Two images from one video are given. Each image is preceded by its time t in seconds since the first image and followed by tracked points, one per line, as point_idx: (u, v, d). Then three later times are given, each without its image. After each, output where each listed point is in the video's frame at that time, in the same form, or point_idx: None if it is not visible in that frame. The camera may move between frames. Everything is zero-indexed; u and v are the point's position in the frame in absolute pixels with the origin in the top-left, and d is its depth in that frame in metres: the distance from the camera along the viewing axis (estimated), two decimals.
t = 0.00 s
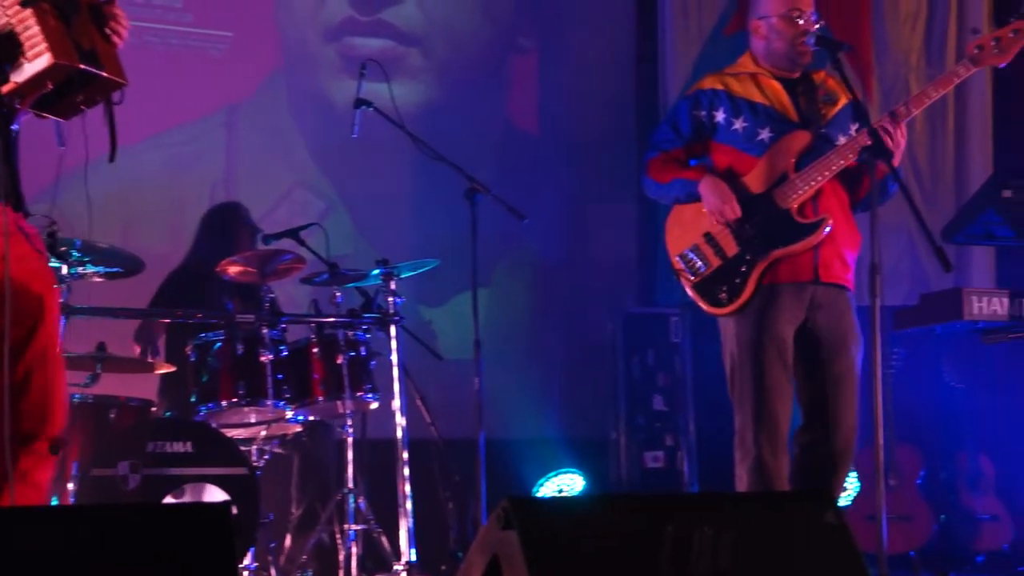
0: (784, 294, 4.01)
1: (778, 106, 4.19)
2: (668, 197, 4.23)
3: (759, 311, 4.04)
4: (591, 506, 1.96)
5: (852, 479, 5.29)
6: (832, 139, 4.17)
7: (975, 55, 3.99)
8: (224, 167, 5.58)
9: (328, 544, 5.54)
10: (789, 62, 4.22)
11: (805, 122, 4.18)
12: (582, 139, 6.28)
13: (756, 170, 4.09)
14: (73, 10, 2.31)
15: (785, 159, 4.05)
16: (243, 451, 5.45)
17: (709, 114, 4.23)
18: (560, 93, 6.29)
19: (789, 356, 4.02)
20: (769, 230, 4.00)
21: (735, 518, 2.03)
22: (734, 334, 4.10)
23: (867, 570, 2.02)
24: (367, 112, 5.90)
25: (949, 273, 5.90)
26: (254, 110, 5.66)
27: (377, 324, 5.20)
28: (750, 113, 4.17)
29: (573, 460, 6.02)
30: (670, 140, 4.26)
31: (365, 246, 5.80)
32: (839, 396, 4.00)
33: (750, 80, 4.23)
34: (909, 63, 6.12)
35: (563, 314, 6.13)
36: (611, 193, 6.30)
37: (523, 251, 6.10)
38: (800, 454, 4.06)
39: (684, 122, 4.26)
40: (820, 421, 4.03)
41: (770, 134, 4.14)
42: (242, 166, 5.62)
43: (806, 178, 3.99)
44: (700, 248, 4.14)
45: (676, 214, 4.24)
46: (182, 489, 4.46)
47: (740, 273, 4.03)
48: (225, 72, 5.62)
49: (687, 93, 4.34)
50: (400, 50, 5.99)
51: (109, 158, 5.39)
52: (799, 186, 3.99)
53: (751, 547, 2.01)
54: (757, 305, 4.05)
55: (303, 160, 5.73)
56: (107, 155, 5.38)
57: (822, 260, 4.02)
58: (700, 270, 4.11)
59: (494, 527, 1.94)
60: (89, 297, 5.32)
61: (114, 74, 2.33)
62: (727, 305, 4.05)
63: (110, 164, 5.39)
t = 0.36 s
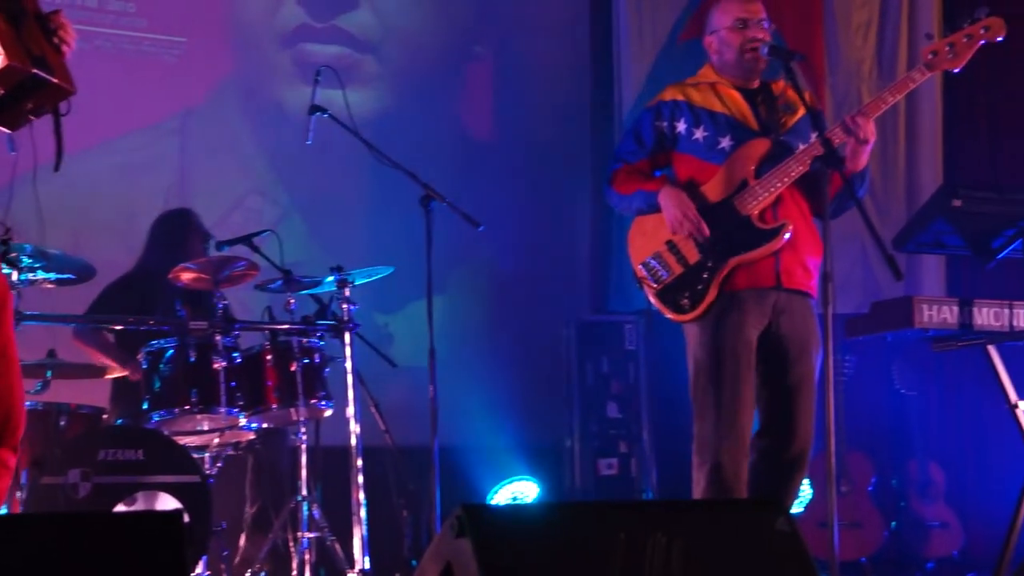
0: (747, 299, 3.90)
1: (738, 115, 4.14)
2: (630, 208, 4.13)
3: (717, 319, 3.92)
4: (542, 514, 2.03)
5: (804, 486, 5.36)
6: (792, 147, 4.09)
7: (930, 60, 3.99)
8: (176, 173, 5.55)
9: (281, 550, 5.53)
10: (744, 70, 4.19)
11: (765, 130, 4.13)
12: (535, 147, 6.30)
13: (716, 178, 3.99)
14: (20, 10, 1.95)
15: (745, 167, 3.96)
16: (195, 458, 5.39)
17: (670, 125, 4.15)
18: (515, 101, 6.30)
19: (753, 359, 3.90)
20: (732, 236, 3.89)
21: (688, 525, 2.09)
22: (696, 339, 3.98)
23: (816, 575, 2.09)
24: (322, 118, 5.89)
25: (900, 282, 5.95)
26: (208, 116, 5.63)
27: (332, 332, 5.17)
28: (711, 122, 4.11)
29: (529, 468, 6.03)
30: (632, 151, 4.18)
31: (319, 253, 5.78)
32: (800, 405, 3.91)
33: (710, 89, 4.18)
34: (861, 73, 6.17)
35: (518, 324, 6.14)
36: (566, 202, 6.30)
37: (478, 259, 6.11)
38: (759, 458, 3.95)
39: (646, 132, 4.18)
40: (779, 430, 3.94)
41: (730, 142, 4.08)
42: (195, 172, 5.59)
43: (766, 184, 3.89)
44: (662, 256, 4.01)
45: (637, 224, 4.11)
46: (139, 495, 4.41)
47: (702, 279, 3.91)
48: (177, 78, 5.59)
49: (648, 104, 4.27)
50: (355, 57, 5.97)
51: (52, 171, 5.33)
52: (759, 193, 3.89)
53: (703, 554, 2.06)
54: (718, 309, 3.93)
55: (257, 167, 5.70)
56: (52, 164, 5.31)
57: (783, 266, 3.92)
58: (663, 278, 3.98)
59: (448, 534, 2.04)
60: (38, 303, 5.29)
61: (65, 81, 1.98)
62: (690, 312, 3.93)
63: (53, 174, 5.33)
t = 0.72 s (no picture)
0: (705, 307, 3.92)
1: (697, 124, 4.12)
2: (591, 217, 4.12)
3: (679, 328, 3.92)
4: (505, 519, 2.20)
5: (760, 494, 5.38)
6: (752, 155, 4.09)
7: (889, 71, 4.02)
8: (134, 181, 5.52)
9: (240, 559, 5.49)
10: (702, 74, 4.17)
11: (725, 139, 4.12)
12: (495, 156, 6.30)
13: (676, 187, 3.99)
14: None
15: (705, 176, 3.95)
16: (153, 468, 5.35)
17: (630, 133, 4.14)
18: (474, 111, 6.30)
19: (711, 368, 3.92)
20: (691, 243, 3.90)
21: (643, 532, 2.26)
22: (656, 347, 3.98)
23: None
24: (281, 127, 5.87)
25: (858, 292, 5.99)
26: (166, 124, 5.61)
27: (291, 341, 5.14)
28: (670, 130, 4.10)
29: (488, 477, 6.02)
30: (592, 159, 4.16)
31: (278, 262, 5.76)
32: (753, 411, 3.95)
33: (670, 97, 4.16)
34: (818, 83, 6.21)
35: (478, 333, 6.14)
36: (525, 212, 6.32)
37: (438, 268, 6.10)
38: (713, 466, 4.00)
39: (606, 142, 4.16)
40: (736, 434, 3.98)
41: (691, 151, 4.07)
42: (153, 181, 5.56)
43: (725, 194, 3.89)
44: (622, 263, 4.01)
45: (598, 232, 4.13)
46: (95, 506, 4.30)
47: (662, 288, 3.92)
48: (135, 86, 5.56)
49: (608, 112, 4.24)
50: (315, 65, 5.95)
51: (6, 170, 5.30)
52: (719, 203, 3.89)
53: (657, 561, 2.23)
54: (678, 318, 3.94)
55: (215, 175, 5.68)
56: None
57: (742, 275, 3.93)
58: (623, 286, 3.98)
59: (407, 544, 2.15)
60: None
61: (13, 86, 2.39)
62: (649, 320, 3.94)
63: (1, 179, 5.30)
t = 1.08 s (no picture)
0: (681, 321, 3.91)
1: (676, 140, 4.10)
2: (567, 228, 4.11)
3: (658, 337, 3.90)
4: (477, 534, 2.18)
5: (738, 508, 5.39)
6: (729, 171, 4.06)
7: (868, 94, 4.03)
8: (113, 195, 5.50)
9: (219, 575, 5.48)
10: (682, 93, 4.16)
11: (703, 154, 4.09)
12: (474, 171, 6.31)
13: (654, 201, 3.99)
14: None
15: (682, 192, 3.96)
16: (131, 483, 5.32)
17: (609, 146, 4.12)
18: (454, 126, 6.30)
19: (685, 384, 3.91)
20: (668, 259, 3.91)
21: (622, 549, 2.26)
22: (632, 359, 3.96)
23: None
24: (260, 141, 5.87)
25: (836, 308, 6.01)
26: (145, 139, 5.60)
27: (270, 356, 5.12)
28: (649, 145, 4.08)
29: (467, 492, 6.02)
30: (570, 170, 4.15)
31: (256, 277, 5.74)
32: (728, 428, 3.93)
33: (648, 111, 4.14)
34: (797, 99, 6.25)
35: (457, 348, 6.13)
36: (504, 226, 6.32)
37: (417, 282, 6.09)
38: (685, 481, 3.98)
39: (584, 153, 4.14)
40: (709, 450, 3.96)
41: (668, 165, 4.05)
42: (132, 194, 5.54)
43: (703, 209, 3.89)
44: (598, 276, 4.03)
45: (575, 244, 4.14)
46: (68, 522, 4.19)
47: (637, 302, 3.93)
48: (114, 101, 5.55)
49: (587, 125, 4.22)
50: (294, 79, 5.95)
51: None
52: (696, 218, 3.89)
53: None
54: (654, 331, 3.92)
55: (194, 190, 5.67)
56: None
57: (718, 291, 3.92)
58: (597, 298, 4.00)
59: (386, 560, 2.14)
60: None
61: None
62: (623, 334, 3.95)
63: None
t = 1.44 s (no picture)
0: (663, 334, 3.91)
1: (660, 153, 4.10)
2: (548, 240, 4.09)
3: (638, 351, 3.90)
4: (460, 550, 2.19)
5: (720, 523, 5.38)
6: (711, 186, 4.06)
7: (852, 109, 4.03)
8: (93, 209, 5.49)
9: None
10: (665, 106, 4.16)
11: (687, 169, 4.08)
12: (457, 185, 6.30)
13: (637, 214, 3.99)
14: None
15: (666, 205, 3.96)
16: (111, 498, 5.30)
17: (592, 159, 4.12)
18: (436, 140, 6.31)
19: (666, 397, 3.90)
20: (651, 272, 3.92)
21: (607, 564, 2.25)
22: (614, 372, 3.96)
23: None
24: (242, 155, 5.85)
25: (817, 321, 6.02)
26: (126, 153, 5.60)
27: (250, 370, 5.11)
28: (633, 158, 4.07)
29: (448, 507, 6.02)
30: (551, 180, 4.17)
31: (238, 292, 5.73)
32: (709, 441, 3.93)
33: (632, 125, 4.14)
34: (778, 114, 6.28)
35: (439, 362, 6.12)
36: (486, 241, 6.33)
37: (399, 297, 6.09)
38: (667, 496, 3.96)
39: (567, 164, 4.15)
40: (691, 464, 3.95)
41: (653, 179, 4.06)
42: (112, 208, 5.54)
43: (688, 222, 3.89)
44: (582, 287, 4.02)
45: (557, 255, 4.13)
46: (49, 538, 4.12)
47: (622, 312, 3.92)
48: (95, 115, 5.55)
49: (570, 136, 4.22)
50: (276, 94, 5.94)
51: None
52: (681, 230, 3.90)
53: None
54: (636, 345, 3.92)
55: (175, 204, 5.66)
56: None
57: (702, 304, 3.93)
58: (583, 309, 3.99)
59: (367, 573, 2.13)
60: None
61: None
62: (608, 345, 3.94)
63: None
